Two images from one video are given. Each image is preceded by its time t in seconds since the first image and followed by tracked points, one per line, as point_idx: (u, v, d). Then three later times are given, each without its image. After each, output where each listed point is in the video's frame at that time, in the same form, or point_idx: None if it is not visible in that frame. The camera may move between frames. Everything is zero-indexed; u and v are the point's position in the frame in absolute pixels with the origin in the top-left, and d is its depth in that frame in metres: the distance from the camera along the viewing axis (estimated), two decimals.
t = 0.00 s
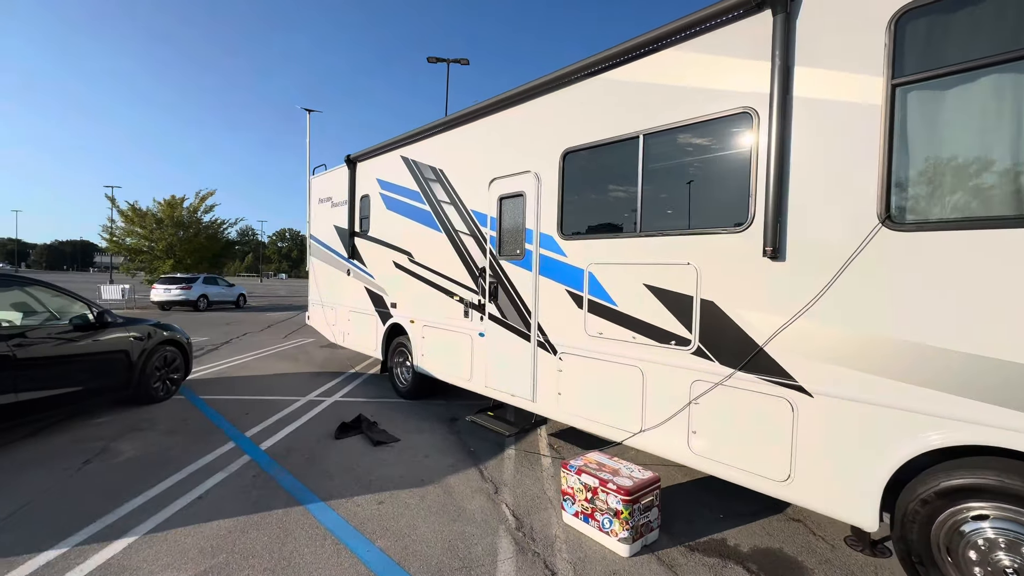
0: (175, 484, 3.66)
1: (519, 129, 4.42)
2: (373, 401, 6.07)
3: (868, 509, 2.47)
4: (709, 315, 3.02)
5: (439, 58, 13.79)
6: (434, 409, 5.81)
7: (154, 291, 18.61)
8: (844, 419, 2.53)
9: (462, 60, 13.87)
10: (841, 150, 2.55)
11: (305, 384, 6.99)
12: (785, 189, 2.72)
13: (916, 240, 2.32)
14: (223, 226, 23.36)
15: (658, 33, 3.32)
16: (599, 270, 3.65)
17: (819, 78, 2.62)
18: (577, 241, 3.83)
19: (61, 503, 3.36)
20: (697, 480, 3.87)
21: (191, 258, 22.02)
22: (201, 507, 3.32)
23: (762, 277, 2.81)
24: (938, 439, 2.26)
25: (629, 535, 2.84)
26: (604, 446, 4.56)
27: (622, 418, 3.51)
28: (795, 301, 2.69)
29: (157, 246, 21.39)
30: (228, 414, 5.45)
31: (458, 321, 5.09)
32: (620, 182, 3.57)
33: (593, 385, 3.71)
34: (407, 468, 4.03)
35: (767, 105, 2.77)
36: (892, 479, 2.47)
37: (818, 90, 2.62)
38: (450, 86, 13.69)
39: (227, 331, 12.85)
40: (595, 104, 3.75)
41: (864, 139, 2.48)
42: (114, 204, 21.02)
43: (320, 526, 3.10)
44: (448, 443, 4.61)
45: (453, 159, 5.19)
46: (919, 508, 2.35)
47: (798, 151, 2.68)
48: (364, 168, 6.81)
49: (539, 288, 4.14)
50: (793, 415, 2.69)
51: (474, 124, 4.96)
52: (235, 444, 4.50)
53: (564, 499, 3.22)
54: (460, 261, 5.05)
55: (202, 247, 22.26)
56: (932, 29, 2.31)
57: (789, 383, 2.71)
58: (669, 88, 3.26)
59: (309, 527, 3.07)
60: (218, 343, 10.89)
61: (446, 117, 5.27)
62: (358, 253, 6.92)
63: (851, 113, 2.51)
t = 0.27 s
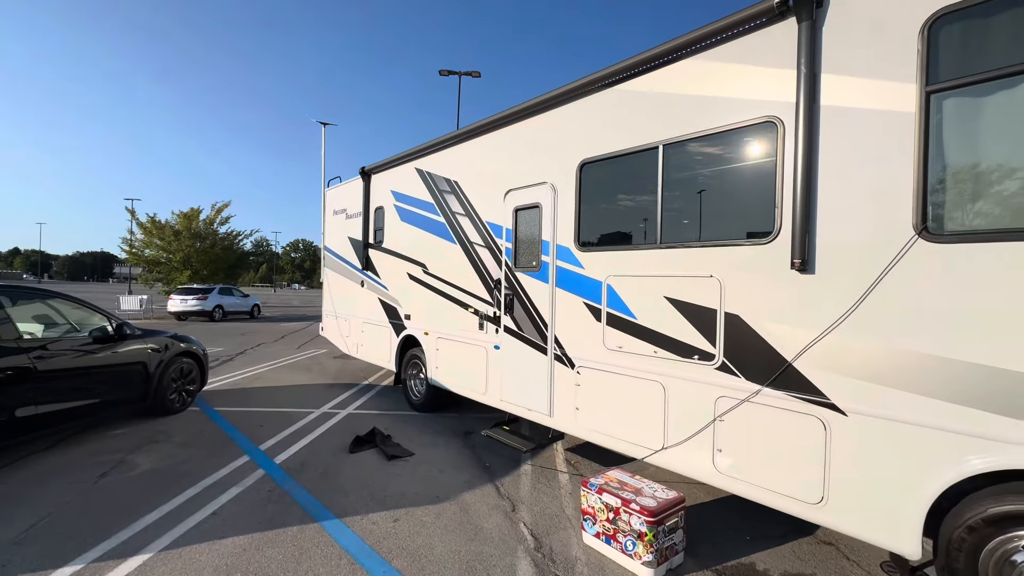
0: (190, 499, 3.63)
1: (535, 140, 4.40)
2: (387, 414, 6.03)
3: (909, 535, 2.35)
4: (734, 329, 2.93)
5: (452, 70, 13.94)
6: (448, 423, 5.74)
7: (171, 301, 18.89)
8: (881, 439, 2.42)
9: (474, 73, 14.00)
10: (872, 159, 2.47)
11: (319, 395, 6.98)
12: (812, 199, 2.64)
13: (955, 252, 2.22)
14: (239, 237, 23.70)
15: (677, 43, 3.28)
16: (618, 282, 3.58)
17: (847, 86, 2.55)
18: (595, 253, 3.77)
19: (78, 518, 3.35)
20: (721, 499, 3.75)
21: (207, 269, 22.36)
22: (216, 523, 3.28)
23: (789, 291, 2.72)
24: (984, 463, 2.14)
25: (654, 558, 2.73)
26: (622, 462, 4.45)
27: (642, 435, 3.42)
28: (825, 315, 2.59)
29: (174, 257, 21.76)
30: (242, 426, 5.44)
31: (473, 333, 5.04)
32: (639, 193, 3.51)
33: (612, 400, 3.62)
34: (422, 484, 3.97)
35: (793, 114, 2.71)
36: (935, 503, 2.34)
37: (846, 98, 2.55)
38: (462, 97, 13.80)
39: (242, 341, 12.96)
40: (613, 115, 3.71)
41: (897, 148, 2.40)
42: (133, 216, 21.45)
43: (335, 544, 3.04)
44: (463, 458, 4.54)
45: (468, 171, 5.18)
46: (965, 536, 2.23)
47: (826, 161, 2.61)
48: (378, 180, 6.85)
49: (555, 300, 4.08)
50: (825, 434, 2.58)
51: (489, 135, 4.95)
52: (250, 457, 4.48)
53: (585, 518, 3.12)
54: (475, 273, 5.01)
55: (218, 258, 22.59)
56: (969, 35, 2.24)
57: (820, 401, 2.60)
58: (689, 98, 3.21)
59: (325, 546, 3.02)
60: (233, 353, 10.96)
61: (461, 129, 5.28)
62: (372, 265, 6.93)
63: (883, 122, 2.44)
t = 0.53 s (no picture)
0: (196, 507, 3.61)
1: (543, 148, 4.40)
2: (393, 422, 6.00)
3: (930, 550, 2.29)
4: (747, 338, 2.90)
5: (457, 79, 14.05)
6: (454, 431, 5.70)
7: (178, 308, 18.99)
8: (900, 451, 2.37)
9: (479, 81, 14.10)
10: (887, 167, 2.44)
11: (325, 402, 6.96)
12: (826, 207, 2.61)
13: (975, 261, 2.18)
14: (245, 244, 23.86)
15: (688, 50, 3.28)
16: (628, 290, 3.55)
17: (861, 93, 2.53)
18: (604, 260, 3.75)
19: (84, 526, 3.33)
20: (732, 511, 3.69)
21: (214, 275, 22.49)
22: (222, 532, 3.26)
23: (804, 299, 2.69)
24: (1008, 477, 2.08)
25: (667, 572, 2.68)
26: (631, 472, 4.39)
27: (653, 445, 3.37)
28: (841, 324, 2.55)
29: (182, 263, 21.91)
30: (249, 433, 5.43)
31: (480, 340, 5.02)
32: (649, 200, 3.49)
33: (622, 409, 3.59)
34: (429, 493, 3.93)
35: (806, 121, 2.69)
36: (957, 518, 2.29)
37: (861, 105, 2.53)
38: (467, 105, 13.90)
39: (248, 348, 12.98)
40: (622, 123, 3.71)
41: (913, 155, 2.37)
42: (142, 223, 21.66)
43: (342, 554, 3.01)
44: (470, 467, 4.50)
45: (476, 178, 5.19)
46: (989, 552, 2.16)
47: (840, 168, 2.59)
48: (386, 187, 6.87)
49: (564, 308, 4.06)
50: (842, 446, 2.53)
51: (497, 143, 4.96)
52: (257, 465, 4.46)
53: (595, 530, 3.07)
54: (483, 280, 5.00)
55: (224, 264, 22.73)
56: (986, 41, 2.21)
57: (836, 412, 2.55)
58: (699, 106, 3.20)
59: (332, 556, 2.99)
60: (239, 359, 10.98)
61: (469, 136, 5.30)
62: (379, 271, 6.94)
63: (898, 129, 2.41)
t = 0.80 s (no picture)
0: (196, 510, 3.60)
1: (545, 152, 4.41)
2: (392, 424, 5.99)
3: (931, 557, 2.29)
4: (749, 342, 2.91)
5: (457, 82, 14.09)
6: (454, 434, 5.69)
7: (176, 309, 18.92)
8: (901, 456, 2.38)
9: (479, 85, 14.14)
10: (889, 174, 2.46)
11: (323, 405, 6.94)
12: (829, 213, 2.63)
13: (977, 267, 2.19)
14: (244, 245, 23.80)
15: (690, 56, 3.30)
16: (630, 294, 3.56)
17: (863, 100, 2.55)
18: (606, 264, 3.76)
19: (83, 528, 3.31)
20: (733, 516, 3.68)
21: (212, 276, 22.43)
22: (222, 534, 3.24)
23: (806, 304, 2.70)
24: (1011, 484, 2.09)
25: None
26: (630, 476, 4.39)
27: (655, 449, 3.37)
28: (842, 330, 2.57)
29: (180, 264, 21.84)
30: (248, 435, 5.41)
31: (481, 343, 5.02)
32: (651, 205, 3.50)
33: (623, 413, 3.59)
34: (429, 496, 3.92)
35: (809, 127, 2.70)
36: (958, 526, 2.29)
37: (862, 113, 2.55)
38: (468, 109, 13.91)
39: (246, 349, 12.95)
40: (624, 128, 3.72)
41: (916, 162, 2.39)
42: (140, 223, 21.60)
43: (343, 558, 2.99)
44: (470, 470, 4.49)
45: (477, 181, 5.20)
46: (991, 558, 2.17)
47: (843, 174, 2.60)
48: (387, 189, 6.88)
49: (565, 311, 4.06)
50: (844, 451, 2.53)
51: (498, 147, 4.98)
52: (255, 467, 4.44)
53: (596, 534, 3.07)
54: (483, 283, 5.00)
55: (223, 265, 22.68)
56: (988, 50, 2.23)
57: (839, 417, 2.56)
58: (701, 112, 3.22)
59: (333, 559, 2.97)
60: (237, 361, 10.94)
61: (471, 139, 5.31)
62: (379, 274, 6.93)
63: (900, 136, 2.43)
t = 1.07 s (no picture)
0: (188, 507, 3.58)
1: (541, 152, 4.43)
2: (385, 422, 5.98)
3: (918, 553, 2.35)
4: (742, 342, 2.95)
5: (452, 81, 14.06)
6: (448, 432, 5.69)
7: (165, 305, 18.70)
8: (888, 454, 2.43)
9: (474, 83, 14.11)
10: (879, 178, 2.51)
11: (316, 402, 6.91)
12: (821, 216, 2.67)
13: (964, 270, 2.25)
14: (235, 242, 23.58)
15: (687, 59, 3.33)
16: (625, 294, 3.59)
17: (856, 105, 2.60)
18: (602, 263, 3.78)
19: (73, 524, 3.28)
20: (724, 514, 3.73)
21: (203, 273, 22.22)
22: (215, 531, 3.23)
23: (798, 305, 2.74)
24: (995, 481, 2.14)
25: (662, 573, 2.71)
26: (623, 474, 4.43)
27: (648, 447, 3.41)
28: (833, 330, 2.61)
29: (169, 260, 21.60)
30: (240, 433, 5.38)
31: (475, 342, 5.03)
32: (647, 205, 3.53)
33: (617, 411, 3.62)
34: (424, 494, 3.93)
35: (803, 131, 2.75)
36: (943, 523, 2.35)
37: (855, 117, 2.60)
38: (462, 107, 13.88)
39: (237, 347, 12.86)
40: (620, 129, 3.75)
41: (907, 166, 2.44)
42: (129, 218, 21.34)
43: (337, 555, 3.00)
44: (464, 468, 4.51)
45: (473, 180, 5.21)
46: (975, 554, 2.23)
47: (836, 177, 2.64)
48: (382, 187, 6.86)
49: (560, 310, 4.09)
50: (834, 449, 2.58)
51: (495, 146, 4.99)
52: (248, 465, 4.42)
53: (590, 531, 3.10)
54: (479, 282, 5.01)
55: (213, 262, 22.46)
56: (977, 58, 2.29)
57: (829, 416, 2.61)
58: (697, 114, 3.26)
59: (327, 556, 2.98)
60: (228, 358, 10.86)
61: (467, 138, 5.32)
62: (374, 271, 6.91)
63: (892, 141, 2.48)
